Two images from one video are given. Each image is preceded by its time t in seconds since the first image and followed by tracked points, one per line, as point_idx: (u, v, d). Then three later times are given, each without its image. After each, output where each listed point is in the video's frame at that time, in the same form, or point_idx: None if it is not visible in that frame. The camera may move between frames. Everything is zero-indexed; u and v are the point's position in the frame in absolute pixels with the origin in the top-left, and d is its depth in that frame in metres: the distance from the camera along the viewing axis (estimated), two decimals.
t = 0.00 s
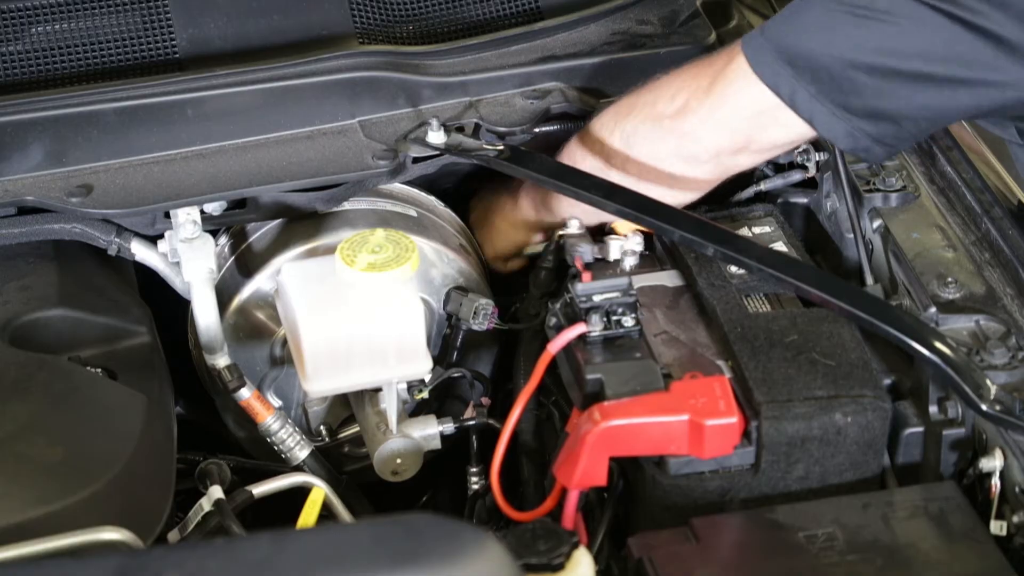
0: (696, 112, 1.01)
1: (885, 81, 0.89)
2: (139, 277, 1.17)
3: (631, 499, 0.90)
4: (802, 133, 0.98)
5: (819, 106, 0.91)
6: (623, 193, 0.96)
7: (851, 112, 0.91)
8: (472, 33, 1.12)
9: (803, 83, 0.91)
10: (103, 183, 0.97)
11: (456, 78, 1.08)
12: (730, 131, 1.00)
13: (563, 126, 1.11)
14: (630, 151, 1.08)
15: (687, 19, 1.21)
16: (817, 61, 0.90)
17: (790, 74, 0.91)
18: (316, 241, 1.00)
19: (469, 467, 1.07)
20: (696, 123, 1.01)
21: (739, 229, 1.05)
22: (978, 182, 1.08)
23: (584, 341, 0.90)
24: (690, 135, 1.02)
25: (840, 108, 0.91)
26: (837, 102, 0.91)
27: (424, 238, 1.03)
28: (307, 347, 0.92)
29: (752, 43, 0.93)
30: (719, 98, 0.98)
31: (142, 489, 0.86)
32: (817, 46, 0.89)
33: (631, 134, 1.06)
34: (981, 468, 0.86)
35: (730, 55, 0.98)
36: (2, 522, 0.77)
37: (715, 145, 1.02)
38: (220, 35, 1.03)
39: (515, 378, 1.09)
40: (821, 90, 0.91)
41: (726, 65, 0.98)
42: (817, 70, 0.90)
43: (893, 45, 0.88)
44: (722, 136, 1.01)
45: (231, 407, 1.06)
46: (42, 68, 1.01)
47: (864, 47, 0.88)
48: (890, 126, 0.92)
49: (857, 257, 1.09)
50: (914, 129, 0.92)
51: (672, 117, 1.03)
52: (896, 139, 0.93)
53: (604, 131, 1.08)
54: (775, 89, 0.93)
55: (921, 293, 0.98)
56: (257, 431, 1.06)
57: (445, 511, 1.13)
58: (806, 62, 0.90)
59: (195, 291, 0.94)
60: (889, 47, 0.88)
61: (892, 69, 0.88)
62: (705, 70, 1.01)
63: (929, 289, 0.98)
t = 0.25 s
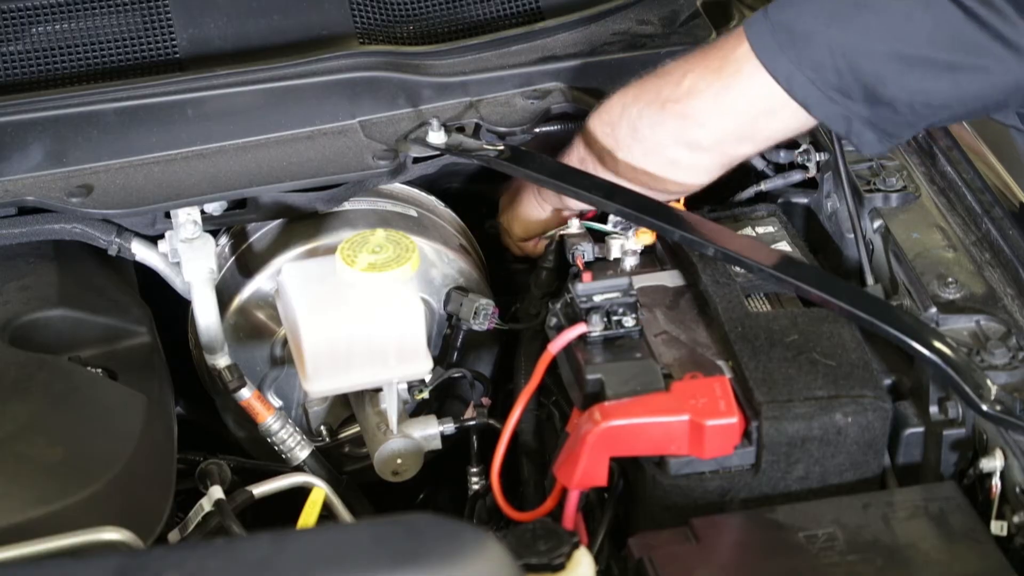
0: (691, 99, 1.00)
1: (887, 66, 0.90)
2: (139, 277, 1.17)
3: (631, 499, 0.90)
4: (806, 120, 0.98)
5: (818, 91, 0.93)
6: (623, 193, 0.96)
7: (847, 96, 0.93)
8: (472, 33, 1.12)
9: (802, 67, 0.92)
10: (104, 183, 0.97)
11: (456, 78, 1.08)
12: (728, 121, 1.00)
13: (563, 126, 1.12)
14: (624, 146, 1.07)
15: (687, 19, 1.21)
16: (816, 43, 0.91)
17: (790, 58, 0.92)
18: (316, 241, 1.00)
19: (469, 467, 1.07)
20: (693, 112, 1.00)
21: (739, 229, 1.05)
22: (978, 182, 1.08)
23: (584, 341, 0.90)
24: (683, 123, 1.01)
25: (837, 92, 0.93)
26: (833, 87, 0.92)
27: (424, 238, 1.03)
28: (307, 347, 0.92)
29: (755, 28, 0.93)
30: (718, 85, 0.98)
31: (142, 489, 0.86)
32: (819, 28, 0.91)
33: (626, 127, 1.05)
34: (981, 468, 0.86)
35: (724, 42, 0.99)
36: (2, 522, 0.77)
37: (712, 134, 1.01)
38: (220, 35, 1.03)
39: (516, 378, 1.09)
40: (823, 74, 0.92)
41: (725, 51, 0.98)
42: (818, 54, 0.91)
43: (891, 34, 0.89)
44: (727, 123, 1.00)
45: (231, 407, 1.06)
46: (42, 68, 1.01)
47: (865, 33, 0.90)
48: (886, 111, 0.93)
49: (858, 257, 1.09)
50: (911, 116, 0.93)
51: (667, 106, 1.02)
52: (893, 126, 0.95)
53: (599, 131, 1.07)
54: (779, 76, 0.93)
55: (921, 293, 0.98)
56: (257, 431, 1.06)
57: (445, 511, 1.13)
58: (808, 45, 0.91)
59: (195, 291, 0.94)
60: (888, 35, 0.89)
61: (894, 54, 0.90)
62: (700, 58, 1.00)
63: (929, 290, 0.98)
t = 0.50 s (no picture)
0: (709, 95, 1.01)
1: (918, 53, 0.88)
2: (139, 277, 1.17)
3: (631, 499, 0.90)
4: (826, 109, 0.95)
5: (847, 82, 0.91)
6: (623, 193, 0.96)
7: (878, 86, 0.91)
8: (472, 33, 1.12)
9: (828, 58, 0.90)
10: (104, 183, 0.97)
11: (456, 78, 1.08)
12: (747, 116, 0.99)
13: (565, 127, 1.10)
14: (645, 149, 1.07)
15: (687, 19, 1.21)
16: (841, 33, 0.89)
17: (813, 49, 0.91)
18: (316, 241, 1.00)
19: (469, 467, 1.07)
20: (718, 107, 1.00)
21: (739, 229, 1.05)
22: (978, 182, 1.08)
23: (584, 341, 0.90)
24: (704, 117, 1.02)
25: (867, 83, 0.91)
26: (861, 77, 0.90)
27: (424, 238, 1.03)
28: (307, 347, 0.92)
29: (773, 19, 0.93)
30: (733, 78, 0.98)
31: (142, 489, 0.86)
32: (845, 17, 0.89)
33: (649, 126, 1.05)
34: (981, 468, 0.86)
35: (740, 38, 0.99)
36: (2, 522, 0.77)
37: (738, 130, 1.01)
38: (220, 35, 1.03)
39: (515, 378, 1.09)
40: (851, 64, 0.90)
41: (745, 42, 0.98)
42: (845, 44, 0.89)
43: (922, 21, 0.88)
44: (753, 118, 0.99)
45: (231, 407, 1.06)
46: (42, 69, 1.01)
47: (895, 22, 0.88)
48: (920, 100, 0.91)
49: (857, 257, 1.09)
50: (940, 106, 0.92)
51: (689, 102, 1.02)
52: (923, 118, 0.92)
53: (616, 134, 1.08)
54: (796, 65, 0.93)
55: (920, 293, 0.98)
56: (257, 431, 1.06)
57: (445, 512, 1.13)
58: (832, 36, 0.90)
59: (195, 291, 0.94)
60: (919, 22, 0.88)
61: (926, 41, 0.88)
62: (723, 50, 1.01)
63: (929, 290, 0.98)
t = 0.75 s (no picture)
0: (850, 67, 0.86)
1: None
2: (139, 277, 1.17)
3: (631, 499, 0.90)
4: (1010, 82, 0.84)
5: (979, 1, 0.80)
6: (623, 193, 0.96)
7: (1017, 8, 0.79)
8: (472, 33, 1.12)
9: None
10: (104, 183, 0.97)
11: (455, 78, 1.08)
12: (897, 96, 0.86)
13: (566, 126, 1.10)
14: (728, 121, 0.96)
15: (687, 18, 1.21)
16: None
17: None
18: (316, 241, 1.00)
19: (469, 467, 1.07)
20: (866, 72, 0.85)
21: (739, 229, 1.05)
22: (978, 182, 1.08)
23: (584, 341, 0.90)
24: (838, 98, 0.88)
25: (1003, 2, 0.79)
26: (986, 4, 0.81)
27: (424, 238, 1.03)
28: (307, 347, 0.92)
29: None
30: (887, 49, 0.84)
31: (142, 489, 0.86)
32: None
33: (777, 93, 0.91)
34: (981, 468, 0.86)
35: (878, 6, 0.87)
36: (2, 522, 0.77)
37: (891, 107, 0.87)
38: (220, 34, 1.03)
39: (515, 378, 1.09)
40: None
41: (892, 12, 0.85)
42: None
43: None
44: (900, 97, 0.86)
45: (231, 407, 1.06)
46: (41, 69, 1.01)
47: None
48: None
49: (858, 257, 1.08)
50: None
51: (826, 72, 0.88)
52: None
53: (690, 105, 0.97)
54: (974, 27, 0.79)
55: (921, 293, 0.98)
56: (257, 431, 1.07)
57: (445, 511, 1.13)
58: None
59: (195, 291, 0.94)
60: None
61: None
62: (832, 23, 0.89)
63: (929, 290, 0.98)
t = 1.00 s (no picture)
0: (947, 92, 0.79)
1: None
2: (139, 277, 1.17)
3: (631, 498, 0.90)
4: None
5: None
6: (624, 194, 0.97)
7: None
8: (472, 33, 1.12)
9: None
10: (104, 183, 0.97)
11: (456, 78, 1.08)
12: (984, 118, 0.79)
13: (567, 126, 1.10)
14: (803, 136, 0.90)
15: (687, 18, 1.21)
16: None
17: None
18: (316, 241, 1.00)
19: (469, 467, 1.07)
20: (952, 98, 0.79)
21: (739, 229, 1.05)
22: (978, 182, 1.08)
23: (584, 341, 0.90)
24: (929, 122, 0.81)
25: None
26: None
27: (424, 238, 1.03)
28: (307, 347, 0.92)
29: None
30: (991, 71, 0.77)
31: (142, 489, 0.86)
32: None
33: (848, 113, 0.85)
34: (981, 468, 0.86)
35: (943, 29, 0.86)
36: (2, 522, 0.77)
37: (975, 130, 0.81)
38: (220, 35, 1.03)
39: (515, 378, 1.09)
40: None
41: (990, 26, 0.77)
42: None
43: None
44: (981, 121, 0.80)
45: (231, 407, 1.06)
46: (41, 69, 1.01)
47: None
48: None
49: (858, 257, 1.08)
50: None
51: (920, 97, 0.81)
52: None
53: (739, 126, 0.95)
54: None
55: (921, 293, 0.98)
56: (257, 431, 1.07)
57: (445, 511, 1.13)
58: None
59: (195, 291, 0.94)
60: None
61: None
62: None
63: (929, 290, 0.98)
